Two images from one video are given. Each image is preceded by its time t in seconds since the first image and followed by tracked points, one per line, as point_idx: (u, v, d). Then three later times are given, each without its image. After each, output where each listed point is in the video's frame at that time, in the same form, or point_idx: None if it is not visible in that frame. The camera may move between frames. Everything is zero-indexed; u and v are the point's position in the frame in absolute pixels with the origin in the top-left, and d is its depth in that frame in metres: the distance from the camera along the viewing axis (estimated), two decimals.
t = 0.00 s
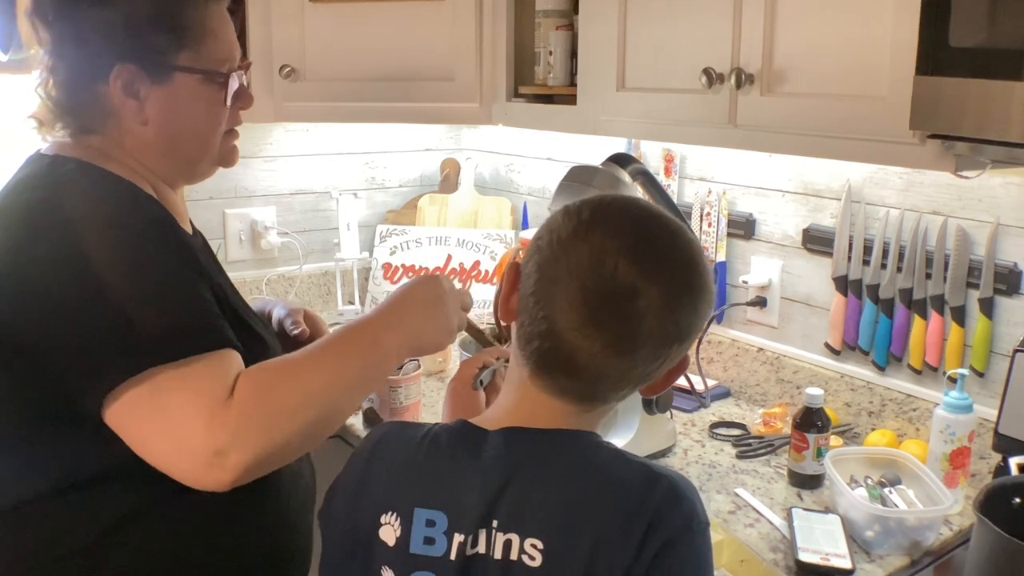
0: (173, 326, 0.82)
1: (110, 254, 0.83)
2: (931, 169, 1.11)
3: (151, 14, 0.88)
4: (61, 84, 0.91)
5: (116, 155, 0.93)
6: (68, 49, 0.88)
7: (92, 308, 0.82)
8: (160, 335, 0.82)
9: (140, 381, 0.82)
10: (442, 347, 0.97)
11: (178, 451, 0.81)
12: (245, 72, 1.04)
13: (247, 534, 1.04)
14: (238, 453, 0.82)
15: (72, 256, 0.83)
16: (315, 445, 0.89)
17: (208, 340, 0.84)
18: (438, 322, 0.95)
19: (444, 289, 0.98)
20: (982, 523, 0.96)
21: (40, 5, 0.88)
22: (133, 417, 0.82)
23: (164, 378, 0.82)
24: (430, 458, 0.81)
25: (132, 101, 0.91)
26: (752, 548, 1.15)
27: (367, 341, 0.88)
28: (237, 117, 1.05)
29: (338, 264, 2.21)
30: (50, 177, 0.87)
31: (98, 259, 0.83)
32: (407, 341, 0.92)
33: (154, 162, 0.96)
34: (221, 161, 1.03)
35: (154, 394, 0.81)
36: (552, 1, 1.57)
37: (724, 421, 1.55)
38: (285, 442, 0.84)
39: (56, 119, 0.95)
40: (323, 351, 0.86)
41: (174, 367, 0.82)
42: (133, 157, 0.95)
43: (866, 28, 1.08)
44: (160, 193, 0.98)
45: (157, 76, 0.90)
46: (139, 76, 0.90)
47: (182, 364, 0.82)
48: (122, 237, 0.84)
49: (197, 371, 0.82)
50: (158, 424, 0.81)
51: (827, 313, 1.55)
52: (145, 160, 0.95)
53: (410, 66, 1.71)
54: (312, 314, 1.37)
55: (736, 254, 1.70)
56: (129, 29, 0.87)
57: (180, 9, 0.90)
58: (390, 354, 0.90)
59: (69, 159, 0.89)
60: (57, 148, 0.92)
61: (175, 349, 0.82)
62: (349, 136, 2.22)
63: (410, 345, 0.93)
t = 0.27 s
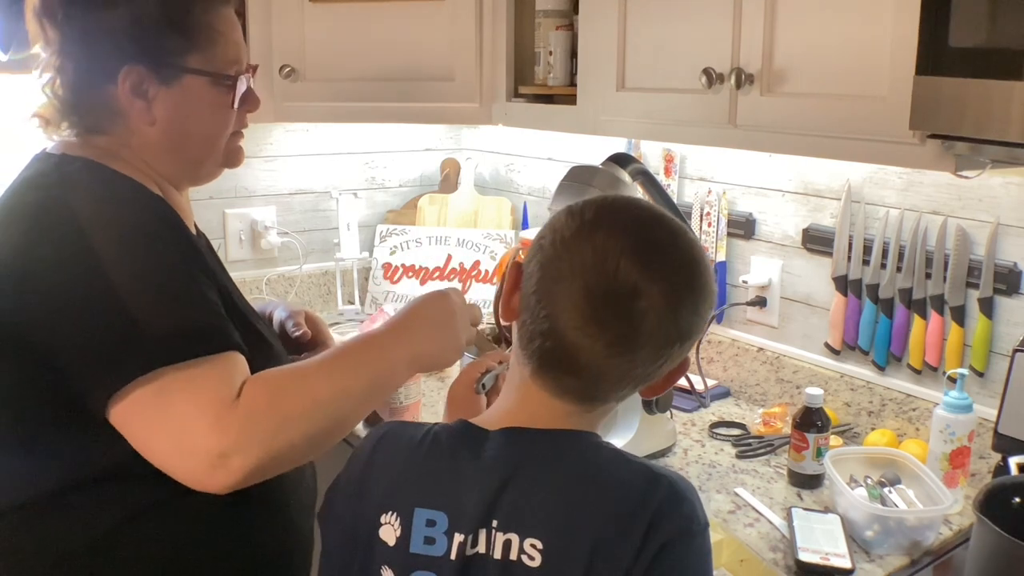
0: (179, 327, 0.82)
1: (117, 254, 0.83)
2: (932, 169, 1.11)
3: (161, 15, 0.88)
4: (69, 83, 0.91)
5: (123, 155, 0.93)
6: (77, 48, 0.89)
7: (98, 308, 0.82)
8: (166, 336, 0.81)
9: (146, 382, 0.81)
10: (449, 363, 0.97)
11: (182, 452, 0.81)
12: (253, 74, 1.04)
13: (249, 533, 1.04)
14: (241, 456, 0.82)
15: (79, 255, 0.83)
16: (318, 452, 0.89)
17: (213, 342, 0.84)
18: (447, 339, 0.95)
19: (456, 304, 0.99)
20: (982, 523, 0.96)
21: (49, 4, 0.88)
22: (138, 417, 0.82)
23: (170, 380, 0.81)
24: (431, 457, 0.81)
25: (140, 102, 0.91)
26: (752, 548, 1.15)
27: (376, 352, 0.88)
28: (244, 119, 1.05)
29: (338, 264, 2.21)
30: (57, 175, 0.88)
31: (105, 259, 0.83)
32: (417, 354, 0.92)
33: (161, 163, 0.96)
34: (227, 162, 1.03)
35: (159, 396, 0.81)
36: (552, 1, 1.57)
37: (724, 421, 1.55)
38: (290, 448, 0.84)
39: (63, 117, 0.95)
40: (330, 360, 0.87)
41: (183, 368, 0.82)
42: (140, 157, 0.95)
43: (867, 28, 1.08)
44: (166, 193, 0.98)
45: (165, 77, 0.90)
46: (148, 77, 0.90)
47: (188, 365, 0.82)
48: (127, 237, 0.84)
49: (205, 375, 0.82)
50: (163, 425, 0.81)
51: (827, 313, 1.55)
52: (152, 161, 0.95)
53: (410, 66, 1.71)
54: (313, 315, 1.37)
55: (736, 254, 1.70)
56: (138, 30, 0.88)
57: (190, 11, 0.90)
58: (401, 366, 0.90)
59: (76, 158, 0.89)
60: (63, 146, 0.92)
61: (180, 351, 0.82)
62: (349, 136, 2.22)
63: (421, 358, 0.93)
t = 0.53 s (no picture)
0: (184, 327, 0.82)
1: (121, 255, 0.83)
2: (931, 169, 1.11)
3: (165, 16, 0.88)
4: (73, 84, 0.91)
5: (127, 155, 0.93)
6: (81, 49, 0.89)
7: (102, 308, 0.82)
8: (171, 336, 0.82)
9: (152, 385, 0.82)
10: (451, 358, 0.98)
11: (193, 452, 0.81)
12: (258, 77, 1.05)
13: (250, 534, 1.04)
14: (252, 454, 0.82)
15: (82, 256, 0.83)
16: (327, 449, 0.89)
17: (218, 342, 0.84)
18: (450, 333, 0.96)
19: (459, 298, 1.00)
20: (982, 523, 0.96)
21: (53, 5, 0.88)
22: (146, 417, 0.82)
23: (178, 379, 0.82)
24: (432, 458, 0.81)
25: (144, 103, 0.91)
26: (752, 548, 1.16)
27: (382, 349, 0.89)
28: (248, 120, 1.05)
29: (338, 264, 2.21)
30: (61, 176, 0.87)
31: (110, 259, 0.83)
32: (422, 349, 0.93)
33: (165, 164, 0.96)
34: (230, 163, 1.03)
35: (168, 396, 0.81)
36: (552, 1, 1.57)
37: (724, 421, 1.55)
38: (301, 446, 0.85)
39: (67, 117, 0.95)
40: (336, 357, 0.87)
41: (185, 369, 0.82)
42: (144, 159, 0.94)
43: (867, 28, 1.08)
44: (169, 194, 0.98)
45: (169, 79, 0.90)
46: (151, 78, 0.90)
47: (195, 365, 0.82)
48: (131, 237, 0.84)
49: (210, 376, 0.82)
50: (173, 424, 0.81)
51: (827, 313, 1.55)
52: (156, 162, 0.95)
53: (410, 66, 1.71)
54: (314, 316, 1.38)
55: (736, 254, 1.70)
56: (143, 32, 0.87)
57: (193, 13, 0.90)
58: (408, 362, 0.91)
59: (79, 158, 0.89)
60: (67, 147, 0.92)
61: (184, 350, 0.82)
62: (349, 136, 2.22)
63: (425, 353, 0.94)
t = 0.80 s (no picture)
0: (187, 328, 0.82)
1: (124, 256, 0.83)
2: (931, 169, 1.11)
3: (167, 19, 0.88)
4: (75, 85, 0.91)
5: (130, 157, 0.93)
6: (83, 50, 0.89)
7: (105, 309, 0.81)
8: (174, 338, 0.82)
9: (157, 386, 0.82)
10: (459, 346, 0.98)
11: (205, 448, 0.81)
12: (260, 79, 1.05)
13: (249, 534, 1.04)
14: (263, 449, 0.82)
15: (85, 255, 0.82)
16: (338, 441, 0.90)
17: (221, 342, 0.84)
18: (457, 321, 0.96)
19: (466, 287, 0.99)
20: (982, 523, 0.96)
21: (55, 6, 0.88)
22: (156, 414, 0.82)
23: (187, 376, 0.82)
24: (436, 459, 0.81)
25: (146, 106, 0.91)
26: (752, 548, 1.16)
27: (385, 341, 0.89)
28: (251, 123, 1.05)
29: (338, 264, 2.21)
30: (62, 176, 0.87)
31: (113, 260, 0.83)
32: (428, 339, 0.93)
33: (167, 166, 0.96)
34: (233, 165, 1.03)
35: (179, 392, 0.82)
36: (552, 1, 1.57)
37: (724, 421, 1.55)
38: (313, 438, 0.85)
39: (69, 118, 0.95)
40: (342, 350, 0.87)
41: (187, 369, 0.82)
42: (147, 161, 0.94)
43: (867, 27, 1.08)
44: (172, 196, 0.98)
45: (170, 82, 0.90)
46: (153, 81, 0.90)
47: (202, 364, 0.82)
48: (134, 239, 0.84)
49: (214, 373, 0.82)
50: (185, 421, 0.81)
51: (827, 313, 1.55)
52: (159, 164, 0.95)
53: (409, 66, 1.71)
54: (315, 317, 1.38)
55: (736, 254, 1.70)
56: (144, 35, 0.87)
57: (195, 15, 0.90)
58: (414, 352, 0.92)
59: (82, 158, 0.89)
60: (69, 147, 0.92)
61: (187, 351, 0.82)
62: (349, 136, 2.22)
63: (432, 342, 0.94)
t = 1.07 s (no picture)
0: (187, 328, 0.83)
1: (123, 256, 0.83)
2: (931, 169, 1.11)
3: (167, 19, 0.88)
4: (75, 86, 0.91)
5: (129, 158, 0.93)
6: (83, 51, 0.89)
7: (105, 309, 0.82)
8: (174, 337, 0.82)
9: (153, 385, 0.82)
10: (461, 341, 0.98)
11: (202, 446, 0.82)
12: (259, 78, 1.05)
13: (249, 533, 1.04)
14: (260, 449, 0.83)
15: (85, 255, 0.82)
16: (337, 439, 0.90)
17: (220, 341, 0.84)
18: (459, 318, 0.96)
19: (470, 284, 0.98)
20: (982, 523, 0.96)
21: (54, 7, 0.88)
22: (154, 413, 0.82)
23: (186, 376, 0.82)
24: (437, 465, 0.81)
25: (145, 106, 0.91)
26: (752, 548, 1.16)
27: (383, 340, 0.89)
28: (250, 122, 1.05)
29: (338, 264, 2.21)
30: (63, 175, 0.87)
31: (113, 260, 0.83)
32: (429, 336, 0.93)
33: (168, 166, 0.96)
34: (233, 164, 1.03)
35: (176, 392, 0.82)
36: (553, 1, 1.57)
37: (724, 421, 1.55)
38: (310, 438, 0.86)
39: (69, 118, 0.95)
40: (339, 349, 0.87)
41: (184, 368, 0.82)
42: (147, 161, 0.94)
43: (867, 27, 1.08)
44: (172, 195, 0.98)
45: (169, 83, 0.90)
46: (152, 82, 0.90)
47: (201, 361, 0.83)
48: (133, 239, 0.84)
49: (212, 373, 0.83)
50: (182, 420, 0.82)
51: (827, 313, 1.55)
52: (160, 165, 0.95)
53: (409, 66, 1.71)
54: (315, 317, 1.38)
55: (736, 254, 1.70)
56: (144, 35, 0.88)
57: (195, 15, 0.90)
58: (414, 349, 0.92)
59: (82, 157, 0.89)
60: (69, 147, 0.92)
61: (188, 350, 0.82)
62: (349, 136, 2.22)
63: (433, 339, 0.94)
